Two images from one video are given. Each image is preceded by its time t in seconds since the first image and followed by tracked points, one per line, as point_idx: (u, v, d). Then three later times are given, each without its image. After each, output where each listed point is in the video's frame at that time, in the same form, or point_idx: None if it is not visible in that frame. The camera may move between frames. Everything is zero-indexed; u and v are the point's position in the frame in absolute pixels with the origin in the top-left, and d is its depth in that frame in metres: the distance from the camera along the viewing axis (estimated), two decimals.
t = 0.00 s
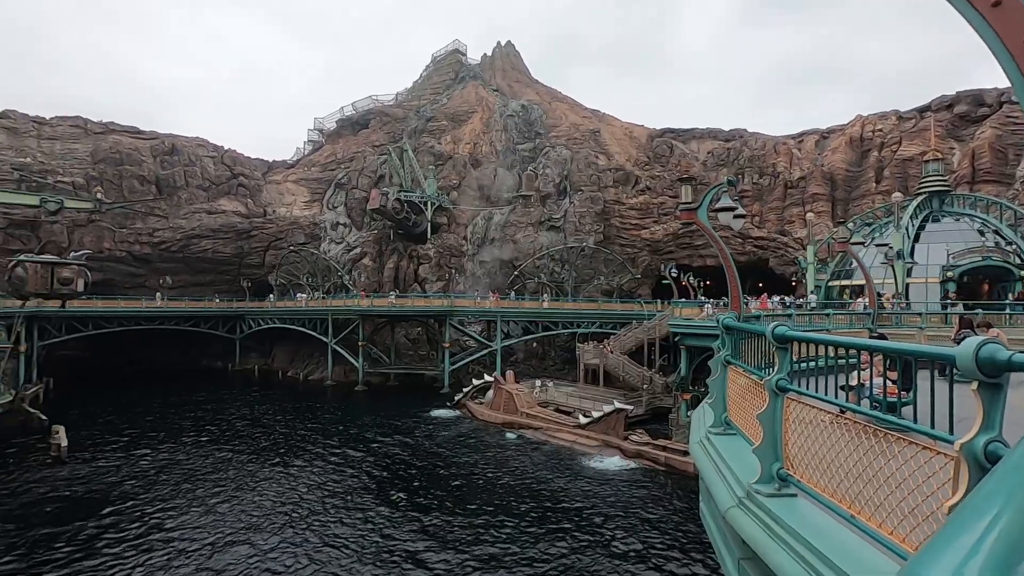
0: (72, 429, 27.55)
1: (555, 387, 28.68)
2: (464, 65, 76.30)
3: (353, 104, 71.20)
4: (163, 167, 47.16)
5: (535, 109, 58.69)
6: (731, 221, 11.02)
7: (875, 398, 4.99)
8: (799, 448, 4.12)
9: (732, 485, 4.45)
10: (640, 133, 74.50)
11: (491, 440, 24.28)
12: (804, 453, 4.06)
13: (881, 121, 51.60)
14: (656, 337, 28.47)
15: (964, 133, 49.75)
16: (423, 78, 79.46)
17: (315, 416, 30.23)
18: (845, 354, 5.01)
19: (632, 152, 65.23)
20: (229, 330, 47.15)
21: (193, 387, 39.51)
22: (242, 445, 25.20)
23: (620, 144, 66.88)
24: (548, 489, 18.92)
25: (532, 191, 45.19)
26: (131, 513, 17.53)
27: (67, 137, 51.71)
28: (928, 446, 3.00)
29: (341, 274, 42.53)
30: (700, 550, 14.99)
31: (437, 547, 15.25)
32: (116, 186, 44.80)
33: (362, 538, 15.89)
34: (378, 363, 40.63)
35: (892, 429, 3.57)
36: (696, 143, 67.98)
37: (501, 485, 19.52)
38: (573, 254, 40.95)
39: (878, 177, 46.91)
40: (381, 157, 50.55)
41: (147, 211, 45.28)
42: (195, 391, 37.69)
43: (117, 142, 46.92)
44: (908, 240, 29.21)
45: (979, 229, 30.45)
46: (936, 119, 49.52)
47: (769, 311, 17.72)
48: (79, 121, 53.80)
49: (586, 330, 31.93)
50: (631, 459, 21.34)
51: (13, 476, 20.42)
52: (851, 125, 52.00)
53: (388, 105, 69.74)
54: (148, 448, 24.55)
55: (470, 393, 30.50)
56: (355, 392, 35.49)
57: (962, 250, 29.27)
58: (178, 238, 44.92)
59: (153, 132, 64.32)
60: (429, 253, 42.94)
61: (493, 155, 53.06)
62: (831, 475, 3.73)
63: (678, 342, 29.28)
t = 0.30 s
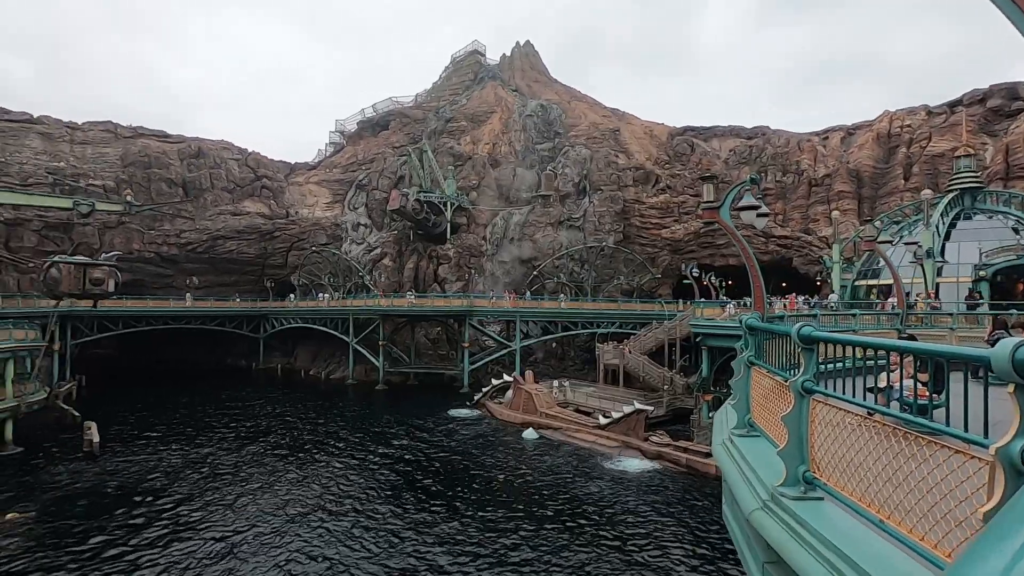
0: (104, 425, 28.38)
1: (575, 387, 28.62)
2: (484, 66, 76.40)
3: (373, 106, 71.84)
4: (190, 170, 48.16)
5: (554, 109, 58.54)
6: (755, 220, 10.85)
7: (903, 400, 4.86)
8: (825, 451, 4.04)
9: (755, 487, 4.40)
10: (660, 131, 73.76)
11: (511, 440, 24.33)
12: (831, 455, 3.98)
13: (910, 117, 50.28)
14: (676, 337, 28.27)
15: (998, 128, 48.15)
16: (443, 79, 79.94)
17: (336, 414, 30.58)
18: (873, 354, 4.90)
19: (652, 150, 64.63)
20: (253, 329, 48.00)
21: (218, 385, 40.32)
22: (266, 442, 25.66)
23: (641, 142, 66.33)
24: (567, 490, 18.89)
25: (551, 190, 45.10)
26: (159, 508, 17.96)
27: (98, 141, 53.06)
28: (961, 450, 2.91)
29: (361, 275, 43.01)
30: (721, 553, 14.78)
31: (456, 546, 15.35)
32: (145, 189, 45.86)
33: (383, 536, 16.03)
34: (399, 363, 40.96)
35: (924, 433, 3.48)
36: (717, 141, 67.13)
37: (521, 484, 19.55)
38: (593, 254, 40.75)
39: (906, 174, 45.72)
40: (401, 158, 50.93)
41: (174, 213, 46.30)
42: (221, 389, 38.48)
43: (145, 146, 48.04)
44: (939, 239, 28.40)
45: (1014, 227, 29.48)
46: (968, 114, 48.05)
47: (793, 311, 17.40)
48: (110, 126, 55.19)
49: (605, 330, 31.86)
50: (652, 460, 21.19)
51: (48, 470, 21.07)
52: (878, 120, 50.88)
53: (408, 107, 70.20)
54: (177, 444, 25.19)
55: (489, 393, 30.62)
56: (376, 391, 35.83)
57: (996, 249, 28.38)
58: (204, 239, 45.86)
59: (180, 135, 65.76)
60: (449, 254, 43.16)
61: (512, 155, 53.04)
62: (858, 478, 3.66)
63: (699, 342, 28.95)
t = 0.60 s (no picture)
0: (133, 421, 29.17)
1: (594, 387, 28.52)
2: (503, 66, 76.43)
3: (393, 107, 72.39)
4: (215, 172, 49.15)
5: (574, 108, 58.32)
6: (779, 219, 10.66)
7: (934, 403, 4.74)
8: (853, 454, 3.96)
9: (782, 490, 4.31)
10: (681, 129, 72.99)
11: (530, 440, 24.35)
12: (859, 458, 3.90)
13: (940, 112, 48.93)
14: (697, 337, 27.98)
15: None
16: (462, 80, 80.20)
17: (358, 413, 30.93)
18: (903, 356, 4.78)
19: (673, 148, 63.97)
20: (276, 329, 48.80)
21: (242, 383, 41.07)
22: (289, 440, 26.08)
23: (661, 141, 65.69)
24: (587, 491, 18.84)
25: (571, 190, 44.95)
26: (187, 503, 18.40)
27: (127, 145, 54.41)
28: (996, 456, 2.82)
29: (382, 275, 43.43)
30: (742, 557, 14.55)
31: (476, 545, 15.44)
32: (172, 191, 46.89)
33: (404, 533, 16.20)
34: (418, 362, 41.26)
35: (956, 436, 3.40)
36: (740, 139, 66.21)
37: (540, 485, 19.56)
38: (613, 253, 40.54)
39: (936, 171, 44.51)
40: (420, 159, 51.25)
41: (200, 214, 47.28)
42: (245, 388, 39.21)
43: (173, 149, 49.13)
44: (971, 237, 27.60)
45: None
46: (1002, 108, 46.60)
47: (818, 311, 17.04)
48: (139, 130, 56.57)
49: (625, 330, 31.69)
50: (673, 462, 21.01)
51: (81, 465, 21.70)
52: (907, 116, 49.65)
53: (427, 108, 70.60)
54: (203, 441, 25.77)
55: (508, 392, 30.70)
56: (396, 390, 36.14)
57: None
58: (229, 240, 46.73)
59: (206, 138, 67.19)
60: (468, 254, 43.33)
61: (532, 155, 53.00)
62: (887, 482, 3.58)
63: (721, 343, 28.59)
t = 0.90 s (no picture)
0: (162, 418, 29.89)
1: (615, 388, 28.35)
2: (522, 66, 76.41)
3: (413, 109, 72.90)
4: (240, 174, 50.10)
5: (593, 108, 58.05)
6: (805, 218, 10.44)
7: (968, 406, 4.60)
8: (883, 457, 3.86)
9: (809, 493, 4.22)
10: (703, 128, 72.12)
11: (550, 441, 24.30)
12: (890, 462, 3.81)
13: (973, 107, 47.50)
14: (720, 338, 27.64)
15: None
16: (482, 81, 80.42)
17: (379, 412, 31.22)
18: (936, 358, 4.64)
19: (695, 147, 63.28)
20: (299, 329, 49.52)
21: (266, 382, 41.77)
22: (312, 438, 26.43)
23: (682, 139, 64.99)
24: (607, 492, 18.73)
25: (590, 189, 44.72)
26: (213, 498, 18.78)
27: (156, 149, 55.77)
28: None
29: (402, 275, 43.80)
30: (767, 561, 14.32)
31: (496, 544, 15.48)
32: (199, 194, 47.85)
33: (424, 532, 16.32)
34: (438, 361, 41.49)
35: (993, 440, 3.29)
36: (763, 137, 65.18)
37: (560, 486, 19.51)
38: (633, 253, 40.25)
39: (969, 167, 43.22)
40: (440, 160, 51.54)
41: (225, 216, 48.21)
42: (269, 386, 39.87)
43: (199, 153, 50.17)
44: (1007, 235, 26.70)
45: None
46: None
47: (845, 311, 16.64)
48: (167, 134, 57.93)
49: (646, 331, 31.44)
50: (695, 464, 20.78)
51: (112, 460, 22.28)
52: (937, 111, 48.37)
53: (447, 109, 70.90)
54: (228, 438, 26.28)
55: (528, 392, 30.69)
56: (416, 390, 36.39)
57: None
58: (254, 241, 47.51)
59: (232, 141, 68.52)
60: (488, 254, 43.44)
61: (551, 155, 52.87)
62: (920, 487, 3.48)
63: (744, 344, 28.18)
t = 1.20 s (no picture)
0: (188, 415, 30.57)
1: (635, 389, 28.14)
2: (541, 66, 76.34)
3: (433, 110, 73.34)
4: (264, 176, 50.99)
5: (613, 107, 57.72)
6: (832, 216, 10.23)
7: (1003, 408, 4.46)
8: (915, 460, 3.76)
9: (837, 497, 4.13)
10: (725, 126, 71.22)
11: (570, 441, 24.22)
12: (921, 466, 3.70)
13: (1007, 101, 46.06)
14: (742, 338, 27.26)
15: None
16: (501, 81, 80.57)
17: (399, 411, 31.48)
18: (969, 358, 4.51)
19: (716, 145, 62.56)
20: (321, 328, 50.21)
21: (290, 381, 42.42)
22: (334, 436, 26.77)
23: (703, 137, 64.29)
24: (628, 494, 18.62)
25: (610, 189, 44.48)
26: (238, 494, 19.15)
27: (183, 152, 57.06)
28: None
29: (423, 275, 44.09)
30: (791, 566, 14.06)
31: (516, 544, 15.50)
32: (224, 195, 48.78)
33: (444, 531, 16.43)
34: (458, 361, 41.69)
35: None
36: (787, 135, 64.11)
37: (580, 486, 19.44)
38: (653, 253, 39.94)
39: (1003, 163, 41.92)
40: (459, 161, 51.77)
41: (249, 218, 49.09)
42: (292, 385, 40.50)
43: (224, 156, 51.17)
44: None
45: None
46: None
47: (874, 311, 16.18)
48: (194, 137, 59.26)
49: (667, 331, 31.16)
50: (717, 467, 20.52)
51: (142, 456, 22.86)
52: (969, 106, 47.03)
53: (466, 109, 71.15)
54: (252, 436, 26.76)
55: (548, 392, 30.63)
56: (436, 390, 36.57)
57: None
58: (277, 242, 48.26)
59: (255, 144, 69.72)
60: (507, 254, 43.52)
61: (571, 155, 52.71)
62: (953, 491, 3.38)
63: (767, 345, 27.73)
